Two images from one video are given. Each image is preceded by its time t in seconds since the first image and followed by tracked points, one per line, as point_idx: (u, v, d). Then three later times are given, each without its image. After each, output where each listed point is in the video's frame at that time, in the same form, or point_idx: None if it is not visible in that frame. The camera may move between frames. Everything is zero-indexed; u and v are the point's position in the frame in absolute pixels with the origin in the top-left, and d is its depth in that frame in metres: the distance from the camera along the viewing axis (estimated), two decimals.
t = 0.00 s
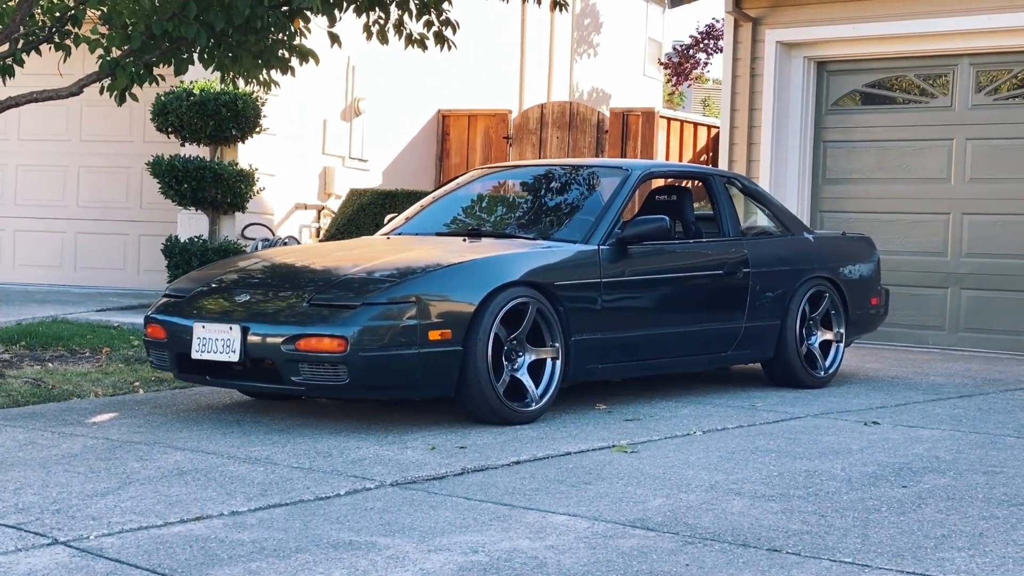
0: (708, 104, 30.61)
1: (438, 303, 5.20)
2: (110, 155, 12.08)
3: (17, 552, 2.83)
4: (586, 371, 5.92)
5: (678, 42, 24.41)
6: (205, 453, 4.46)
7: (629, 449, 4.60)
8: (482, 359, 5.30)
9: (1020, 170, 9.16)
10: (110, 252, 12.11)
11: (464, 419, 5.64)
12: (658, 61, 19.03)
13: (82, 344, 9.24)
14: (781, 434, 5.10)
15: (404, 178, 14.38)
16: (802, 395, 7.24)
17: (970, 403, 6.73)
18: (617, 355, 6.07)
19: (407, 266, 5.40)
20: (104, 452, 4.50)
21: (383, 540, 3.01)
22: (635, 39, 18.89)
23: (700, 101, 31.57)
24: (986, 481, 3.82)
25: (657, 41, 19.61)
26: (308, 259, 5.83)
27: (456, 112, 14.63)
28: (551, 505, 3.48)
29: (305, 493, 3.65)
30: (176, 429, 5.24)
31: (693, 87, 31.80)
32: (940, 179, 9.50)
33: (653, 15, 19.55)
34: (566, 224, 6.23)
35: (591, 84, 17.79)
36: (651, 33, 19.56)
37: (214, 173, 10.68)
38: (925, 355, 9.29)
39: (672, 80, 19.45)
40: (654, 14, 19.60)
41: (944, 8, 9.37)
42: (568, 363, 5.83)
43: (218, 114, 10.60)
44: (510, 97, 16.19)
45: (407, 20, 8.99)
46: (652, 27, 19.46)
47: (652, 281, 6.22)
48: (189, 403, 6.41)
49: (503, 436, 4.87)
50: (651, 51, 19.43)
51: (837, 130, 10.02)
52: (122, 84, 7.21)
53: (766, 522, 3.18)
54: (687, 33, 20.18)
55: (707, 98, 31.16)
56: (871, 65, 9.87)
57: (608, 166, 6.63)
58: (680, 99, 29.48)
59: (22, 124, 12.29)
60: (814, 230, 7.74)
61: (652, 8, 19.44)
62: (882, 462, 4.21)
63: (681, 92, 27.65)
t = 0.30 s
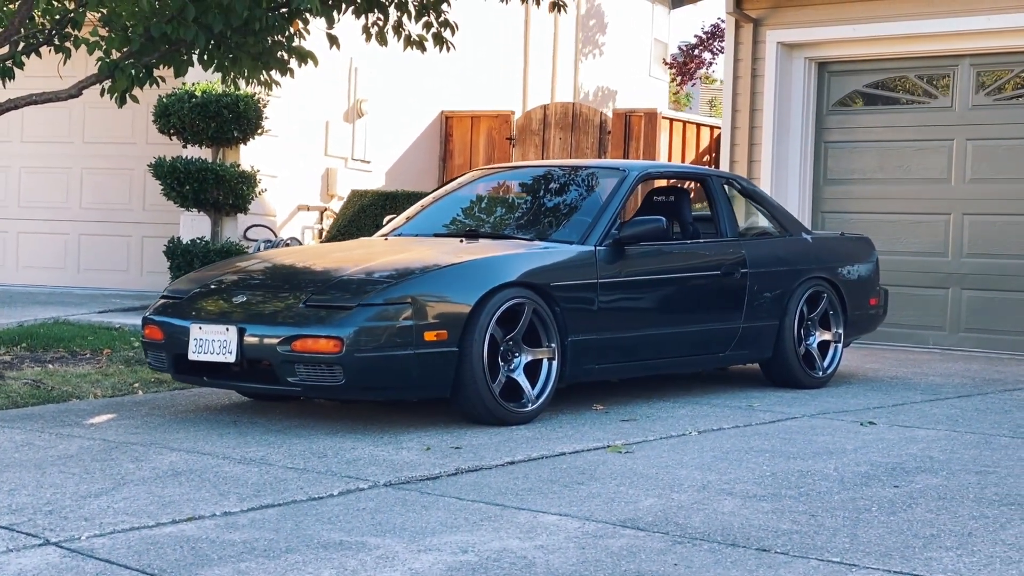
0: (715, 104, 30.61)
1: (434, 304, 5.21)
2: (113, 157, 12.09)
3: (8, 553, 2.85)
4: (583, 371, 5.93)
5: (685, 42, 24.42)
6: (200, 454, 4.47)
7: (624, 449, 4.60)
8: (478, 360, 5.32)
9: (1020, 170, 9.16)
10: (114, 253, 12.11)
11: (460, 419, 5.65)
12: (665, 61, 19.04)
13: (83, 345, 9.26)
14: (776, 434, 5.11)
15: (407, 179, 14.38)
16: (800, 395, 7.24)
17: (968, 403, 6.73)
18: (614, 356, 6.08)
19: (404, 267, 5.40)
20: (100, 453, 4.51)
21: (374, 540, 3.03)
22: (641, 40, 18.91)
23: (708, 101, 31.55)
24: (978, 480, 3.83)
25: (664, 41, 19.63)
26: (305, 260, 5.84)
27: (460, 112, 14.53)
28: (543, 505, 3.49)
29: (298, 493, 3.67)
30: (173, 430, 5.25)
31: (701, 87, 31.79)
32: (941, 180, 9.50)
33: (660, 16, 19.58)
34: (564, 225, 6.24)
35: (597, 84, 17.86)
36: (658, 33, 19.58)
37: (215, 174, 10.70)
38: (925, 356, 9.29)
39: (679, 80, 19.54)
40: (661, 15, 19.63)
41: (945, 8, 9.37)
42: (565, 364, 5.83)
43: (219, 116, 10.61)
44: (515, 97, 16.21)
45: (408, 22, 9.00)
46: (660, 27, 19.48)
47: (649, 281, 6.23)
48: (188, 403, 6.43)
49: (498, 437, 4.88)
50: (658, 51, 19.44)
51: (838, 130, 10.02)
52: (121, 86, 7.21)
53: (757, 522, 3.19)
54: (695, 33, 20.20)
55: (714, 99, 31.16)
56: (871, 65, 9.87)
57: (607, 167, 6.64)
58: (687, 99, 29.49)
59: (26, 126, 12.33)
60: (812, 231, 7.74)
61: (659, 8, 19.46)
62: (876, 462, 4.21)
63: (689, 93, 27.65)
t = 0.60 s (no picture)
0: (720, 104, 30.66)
1: (428, 304, 5.22)
2: (114, 159, 12.12)
3: None
4: (577, 371, 5.94)
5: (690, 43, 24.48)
6: (194, 454, 4.48)
7: (617, 449, 4.61)
8: (472, 360, 5.33)
9: (1020, 170, 9.16)
10: (116, 255, 12.15)
11: (455, 420, 5.66)
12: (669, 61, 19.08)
13: (82, 347, 9.28)
14: (770, 433, 5.11)
15: (410, 180, 14.38)
16: (797, 395, 7.25)
17: (964, 402, 6.73)
18: (609, 356, 6.08)
19: (398, 267, 5.41)
20: (94, 454, 4.53)
21: (363, 539, 3.03)
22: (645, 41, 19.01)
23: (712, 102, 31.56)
24: (969, 479, 3.84)
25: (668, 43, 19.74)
26: (301, 261, 5.85)
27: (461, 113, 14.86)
28: (533, 504, 3.49)
29: (289, 493, 3.67)
30: (167, 431, 5.27)
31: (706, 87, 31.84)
32: (941, 179, 9.50)
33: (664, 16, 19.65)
34: (560, 225, 6.25)
35: (601, 84, 17.95)
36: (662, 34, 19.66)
37: (216, 176, 10.70)
38: (924, 355, 9.29)
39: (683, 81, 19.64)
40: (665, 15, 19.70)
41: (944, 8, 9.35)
42: (559, 364, 5.84)
43: (220, 117, 10.61)
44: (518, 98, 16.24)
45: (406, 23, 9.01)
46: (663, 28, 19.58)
47: (645, 281, 6.23)
48: (185, 404, 6.44)
49: (491, 437, 4.89)
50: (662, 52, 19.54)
51: (839, 131, 10.02)
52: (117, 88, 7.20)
53: (745, 520, 3.19)
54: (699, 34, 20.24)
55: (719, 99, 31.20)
56: (873, 65, 9.86)
57: (604, 168, 6.64)
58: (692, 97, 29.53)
59: (27, 129, 12.34)
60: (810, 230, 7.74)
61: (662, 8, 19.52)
62: (868, 461, 4.23)
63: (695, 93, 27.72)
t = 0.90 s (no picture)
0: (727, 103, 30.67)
1: (422, 304, 5.23)
2: (116, 160, 12.14)
3: None
4: (572, 370, 5.94)
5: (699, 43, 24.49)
6: (187, 454, 4.50)
7: (609, 447, 4.61)
8: (465, 359, 5.34)
9: (1020, 168, 9.15)
10: (118, 256, 12.17)
11: (450, 419, 5.67)
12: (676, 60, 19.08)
13: (82, 348, 9.30)
14: (764, 432, 5.11)
15: (413, 181, 14.40)
16: (794, 393, 7.25)
17: (961, 400, 6.72)
18: (604, 355, 6.09)
19: (392, 267, 5.42)
20: (88, 454, 4.54)
21: (349, 538, 3.04)
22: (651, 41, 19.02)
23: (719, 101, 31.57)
24: (959, 476, 3.84)
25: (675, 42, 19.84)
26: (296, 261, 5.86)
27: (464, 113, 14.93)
28: (522, 503, 3.50)
29: (279, 493, 3.68)
30: (163, 431, 5.28)
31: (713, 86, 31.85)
32: (942, 177, 9.50)
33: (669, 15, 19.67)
34: (555, 224, 6.25)
35: (607, 84, 17.97)
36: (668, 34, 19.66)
37: (217, 177, 10.70)
38: (924, 353, 9.29)
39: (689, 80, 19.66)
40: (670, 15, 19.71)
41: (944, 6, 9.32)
42: (553, 363, 5.85)
43: (220, 118, 10.62)
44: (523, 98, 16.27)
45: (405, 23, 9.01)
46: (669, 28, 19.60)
47: (640, 280, 6.24)
48: (183, 404, 6.46)
49: (483, 436, 4.89)
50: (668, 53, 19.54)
51: (840, 130, 10.02)
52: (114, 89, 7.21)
53: (731, 518, 3.20)
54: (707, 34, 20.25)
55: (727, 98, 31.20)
56: (874, 63, 9.85)
57: (600, 167, 6.65)
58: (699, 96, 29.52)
59: (30, 130, 12.36)
60: (807, 229, 7.73)
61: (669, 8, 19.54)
62: (860, 459, 4.23)
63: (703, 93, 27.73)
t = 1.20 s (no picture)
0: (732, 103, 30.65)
1: (416, 304, 5.24)
2: (118, 160, 12.15)
3: None
4: (567, 370, 5.95)
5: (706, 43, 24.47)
6: (181, 453, 4.51)
7: (603, 446, 4.62)
8: (459, 358, 5.35)
9: (1020, 167, 9.15)
10: (119, 256, 12.19)
11: (445, 419, 5.68)
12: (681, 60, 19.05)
13: (82, 347, 9.31)
14: (758, 431, 5.11)
15: (415, 180, 14.41)
16: (791, 392, 7.25)
17: (957, 399, 6.72)
18: (599, 355, 6.09)
19: (387, 267, 5.43)
20: (82, 453, 4.55)
21: (337, 537, 3.05)
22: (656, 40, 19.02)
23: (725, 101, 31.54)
24: (951, 475, 3.84)
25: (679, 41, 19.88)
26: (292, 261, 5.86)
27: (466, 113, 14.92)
28: (512, 502, 3.50)
29: (271, 492, 3.69)
30: (158, 430, 5.29)
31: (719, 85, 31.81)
32: (942, 176, 9.50)
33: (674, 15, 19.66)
34: (551, 224, 6.25)
35: (612, 84, 17.97)
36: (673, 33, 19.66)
37: (216, 177, 10.71)
38: (924, 352, 9.29)
39: (694, 80, 19.66)
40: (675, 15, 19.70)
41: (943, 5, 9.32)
42: (548, 363, 5.86)
43: (220, 118, 10.63)
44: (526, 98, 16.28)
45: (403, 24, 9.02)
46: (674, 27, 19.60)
47: (635, 280, 6.24)
48: (180, 403, 6.47)
49: (477, 435, 4.90)
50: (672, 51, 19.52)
51: (840, 129, 10.02)
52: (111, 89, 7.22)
53: (719, 516, 3.21)
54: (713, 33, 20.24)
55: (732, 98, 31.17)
56: (875, 62, 9.85)
57: (598, 167, 6.64)
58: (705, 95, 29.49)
59: (32, 131, 12.37)
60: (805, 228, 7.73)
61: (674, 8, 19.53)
62: (853, 457, 4.23)
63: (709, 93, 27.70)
